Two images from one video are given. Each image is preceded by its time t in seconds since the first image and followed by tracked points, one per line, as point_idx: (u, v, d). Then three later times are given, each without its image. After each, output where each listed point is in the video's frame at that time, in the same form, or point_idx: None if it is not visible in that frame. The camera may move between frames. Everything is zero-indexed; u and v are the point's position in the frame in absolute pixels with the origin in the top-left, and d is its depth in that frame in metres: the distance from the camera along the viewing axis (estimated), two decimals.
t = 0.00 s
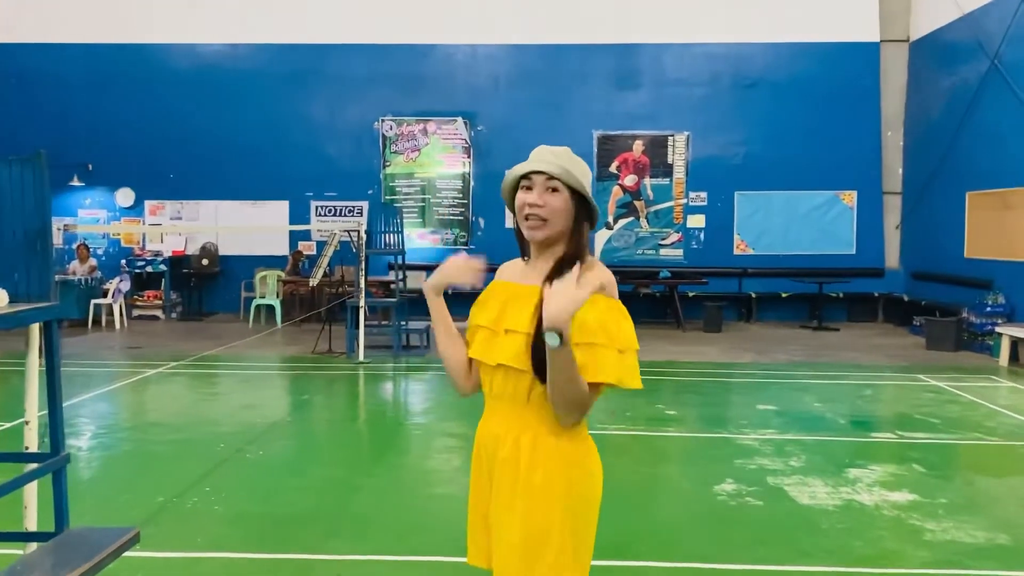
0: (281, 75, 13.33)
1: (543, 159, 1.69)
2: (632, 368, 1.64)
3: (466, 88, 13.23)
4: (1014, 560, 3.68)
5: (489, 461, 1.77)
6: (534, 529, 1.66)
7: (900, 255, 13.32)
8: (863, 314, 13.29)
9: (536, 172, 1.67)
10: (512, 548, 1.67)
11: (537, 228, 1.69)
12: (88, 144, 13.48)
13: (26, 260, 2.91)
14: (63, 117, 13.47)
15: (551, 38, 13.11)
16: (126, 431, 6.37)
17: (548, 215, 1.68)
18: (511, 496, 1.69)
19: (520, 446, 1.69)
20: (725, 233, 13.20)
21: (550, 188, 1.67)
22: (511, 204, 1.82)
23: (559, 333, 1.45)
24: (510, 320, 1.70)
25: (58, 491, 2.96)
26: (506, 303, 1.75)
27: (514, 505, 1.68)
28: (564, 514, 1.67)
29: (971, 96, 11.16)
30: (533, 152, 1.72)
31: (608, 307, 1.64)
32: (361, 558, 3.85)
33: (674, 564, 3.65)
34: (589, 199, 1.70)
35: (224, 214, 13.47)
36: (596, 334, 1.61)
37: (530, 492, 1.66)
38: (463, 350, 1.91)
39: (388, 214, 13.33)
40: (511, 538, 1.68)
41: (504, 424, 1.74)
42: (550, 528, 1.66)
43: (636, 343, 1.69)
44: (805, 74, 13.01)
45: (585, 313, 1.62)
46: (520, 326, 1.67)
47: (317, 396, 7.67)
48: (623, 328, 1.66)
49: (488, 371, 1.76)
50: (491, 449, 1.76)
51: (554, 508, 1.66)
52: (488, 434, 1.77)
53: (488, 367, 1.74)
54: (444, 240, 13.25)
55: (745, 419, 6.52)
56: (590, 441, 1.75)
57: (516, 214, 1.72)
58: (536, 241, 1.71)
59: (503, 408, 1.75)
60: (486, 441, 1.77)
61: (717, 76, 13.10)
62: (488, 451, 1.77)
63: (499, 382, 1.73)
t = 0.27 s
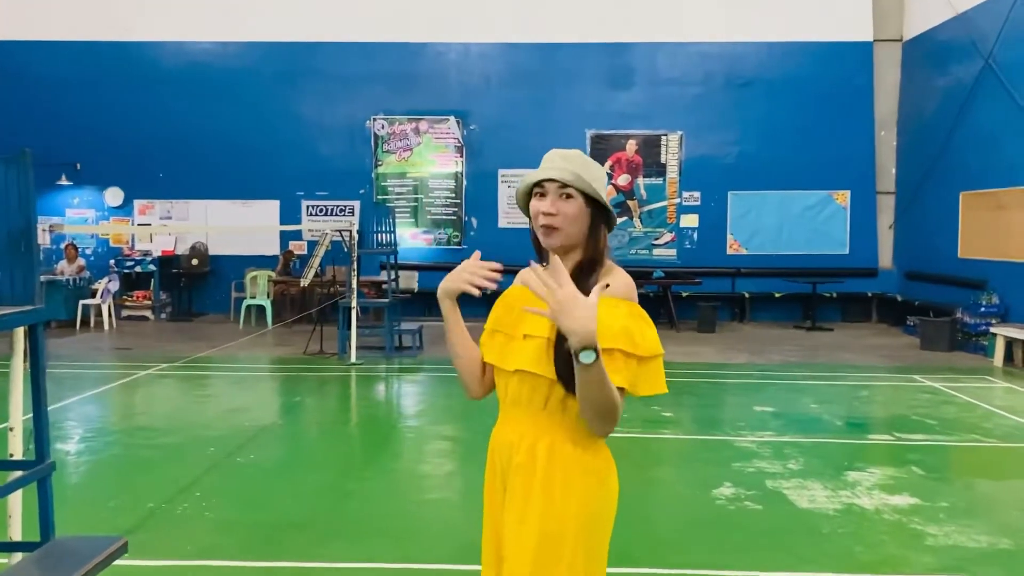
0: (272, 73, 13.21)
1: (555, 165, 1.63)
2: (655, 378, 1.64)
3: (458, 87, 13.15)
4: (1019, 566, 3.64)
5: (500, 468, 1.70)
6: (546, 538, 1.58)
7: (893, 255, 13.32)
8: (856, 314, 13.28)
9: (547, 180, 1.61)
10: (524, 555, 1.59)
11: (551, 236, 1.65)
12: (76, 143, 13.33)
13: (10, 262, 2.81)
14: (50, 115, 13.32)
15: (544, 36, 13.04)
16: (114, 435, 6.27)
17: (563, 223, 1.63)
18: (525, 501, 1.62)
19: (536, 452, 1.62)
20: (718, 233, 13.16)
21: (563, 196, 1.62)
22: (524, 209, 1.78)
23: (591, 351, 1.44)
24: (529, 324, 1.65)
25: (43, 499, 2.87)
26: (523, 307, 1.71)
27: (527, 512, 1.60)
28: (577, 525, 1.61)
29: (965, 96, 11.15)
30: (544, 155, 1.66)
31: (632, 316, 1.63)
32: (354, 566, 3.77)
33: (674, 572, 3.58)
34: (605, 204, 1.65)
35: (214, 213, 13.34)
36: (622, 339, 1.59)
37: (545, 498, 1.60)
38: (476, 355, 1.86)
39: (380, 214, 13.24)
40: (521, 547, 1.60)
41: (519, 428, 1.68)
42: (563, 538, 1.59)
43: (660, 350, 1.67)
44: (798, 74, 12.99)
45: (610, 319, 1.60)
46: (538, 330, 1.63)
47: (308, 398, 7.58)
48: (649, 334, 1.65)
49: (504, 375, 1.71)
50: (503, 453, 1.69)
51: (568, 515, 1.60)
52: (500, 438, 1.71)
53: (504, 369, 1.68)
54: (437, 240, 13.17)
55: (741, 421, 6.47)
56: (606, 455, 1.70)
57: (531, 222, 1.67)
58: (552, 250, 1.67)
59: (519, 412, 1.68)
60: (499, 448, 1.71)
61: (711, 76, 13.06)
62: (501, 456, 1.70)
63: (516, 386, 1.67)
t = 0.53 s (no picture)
0: (262, 72, 13.12)
1: (570, 171, 1.63)
2: (674, 382, 1.61)
3: (450, 86, 13.09)
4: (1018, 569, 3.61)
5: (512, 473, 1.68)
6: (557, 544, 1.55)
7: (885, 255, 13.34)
8: (849, 314, 13.30)
9: (561, 186, 1.61)
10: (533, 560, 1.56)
11: (566, 241, 1.66)
12: (63, 142, 13.20)
13: None
14: (37, 114, 13.19)
15: (536, 36, 13.00)
16: (102, 438, 6.18)
17: (577, 228, 1.63)
18: (536, 504, 1.60)
19: (548, 455, 1.61)
20: (710, 234, 13.15)
21: (578, 202, 1.62)
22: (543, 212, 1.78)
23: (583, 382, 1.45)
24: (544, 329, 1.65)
25: (29, 507, 2.80)
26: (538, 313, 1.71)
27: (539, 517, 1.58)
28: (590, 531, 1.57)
29: (957, 96, 11.15)
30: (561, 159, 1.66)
31: (647, 320, 1.61)
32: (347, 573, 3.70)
33: None
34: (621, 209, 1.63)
35: (204, 213, 13.23)
36: (638, 345, 1.57)
37: (555, 501, 1.58)
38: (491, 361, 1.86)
39: (371, 214, 13.17)
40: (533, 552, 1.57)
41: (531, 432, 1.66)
42: (576, 543, 1.55)
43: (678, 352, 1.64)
44: (789, 73, 12.98)
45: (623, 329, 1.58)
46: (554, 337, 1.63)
47: (299, 400, 7.51)
48: (664, 339, 1.62)
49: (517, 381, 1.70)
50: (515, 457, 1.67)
51: (579, 519, 1.56)
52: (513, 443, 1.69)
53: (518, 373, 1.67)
54: (429, 240, 13.12)
55: (736, 422, 6.44)
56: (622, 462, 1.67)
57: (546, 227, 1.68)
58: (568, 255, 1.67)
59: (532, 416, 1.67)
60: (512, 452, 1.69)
61: (703, 75, 13.04)
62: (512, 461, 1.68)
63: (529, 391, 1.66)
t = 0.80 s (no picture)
0: (254, 71, 13.04)
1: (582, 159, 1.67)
2: (680, 381, 1.61)
3: (442, 85, 13.04)
4: (1013, 568, 3.60)
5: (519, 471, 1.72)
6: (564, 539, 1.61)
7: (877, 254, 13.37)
8: (840, 314, 13.32)
9: (575, 172, 1.65)
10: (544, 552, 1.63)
11: (572, 229, 1.66)
12: (52, 141, 13.09)
13: None
14: (25, 112, 13.07)
15: (529, 34, 12.97)
16: (90, 439, 6.11)
17: (586, 216, 1.64)
18: (544, 497, 1.65)
19: (553, 453, 1.64)
20: (703, 233, 13.14)
21: (588, 190, 1.65)
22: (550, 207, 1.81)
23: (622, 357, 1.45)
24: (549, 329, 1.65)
25: (14, 508, 2.75)
26: (542, 311, 1.70)
27: (547, 514, 1.63)
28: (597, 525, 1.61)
29: (949, 95, 11.17)
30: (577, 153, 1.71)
31: (652, 317, 1.60)
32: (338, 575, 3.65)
33: None
34: (629, 200, 1.66)
35: (194, 213, 13.15)
36: (640, 347, 1.58)
37: (561, 496, 1.62)
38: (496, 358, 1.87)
39: (363, 213, 13.12)
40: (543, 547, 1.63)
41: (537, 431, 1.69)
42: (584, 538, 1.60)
43: (682, 351, 1.63)
44: (782, 73, 12.99)
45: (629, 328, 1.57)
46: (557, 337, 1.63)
47: (290, 400, 7.45)
48: (668, 337, 1.61)
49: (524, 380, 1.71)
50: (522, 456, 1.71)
51: (585, 515, 1.61)
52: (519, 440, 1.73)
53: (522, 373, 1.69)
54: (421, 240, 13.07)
55: (729, 422, 6.42)
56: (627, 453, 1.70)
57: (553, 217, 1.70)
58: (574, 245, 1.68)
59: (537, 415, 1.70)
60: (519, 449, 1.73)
61: (696, 75, 13.03)
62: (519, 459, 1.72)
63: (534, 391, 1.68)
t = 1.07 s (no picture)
0: (246, 69, 12.97)
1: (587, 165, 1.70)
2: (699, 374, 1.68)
3: (435, 83, 13.00)
4: (1008, 569, 3.58)
5: (535, 471, 1.74)
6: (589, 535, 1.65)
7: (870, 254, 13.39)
8: (834, 313, 13.33)
9: (581, 180, 1.69)
10: (563, 549, 1.67)
11: (586, 235, 1.72)
12: (43, 139, 13.01)
13: None
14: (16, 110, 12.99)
15: (523, 33, 12.93)
16: (80, 439, 6.07)
17: (597, 222, 1.70)
18: (567, 496, 1.67)
19: (576, 453, 1.67)
20: (697, 233, 13.14)
21: (597, 195, 1.70)
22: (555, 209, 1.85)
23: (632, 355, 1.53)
24: (568, 328, 1.70)
25: None
26: (557, 311, 1.76)
27: (570, 513, 1.66)
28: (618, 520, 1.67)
29: (943, 95, 11.17)
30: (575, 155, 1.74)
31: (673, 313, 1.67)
32: None
33: None
34: (638, 200, 1.71)
35: (186, 211, 13.09)
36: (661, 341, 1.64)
37: (585, 494, 1.66)
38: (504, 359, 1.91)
39: (356, 212, 13.07)
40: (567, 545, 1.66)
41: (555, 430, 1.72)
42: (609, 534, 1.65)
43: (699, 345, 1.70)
44: (775, 72, 12.99)
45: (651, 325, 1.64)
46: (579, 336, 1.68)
47: (282, 400, 7.41)
48: (688, 330, 1.68)
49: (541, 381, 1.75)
50: (539, 455, 1.73)
51: (610, 510, 1.66)
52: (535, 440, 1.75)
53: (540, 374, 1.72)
54: (414, 239, 13.03)
55: (722, 421, 6.40)
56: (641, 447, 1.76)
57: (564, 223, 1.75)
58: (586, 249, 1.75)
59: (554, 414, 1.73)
60: (534, 449, 1.75)
61: (690, 74, 13.01)
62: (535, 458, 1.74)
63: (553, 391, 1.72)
